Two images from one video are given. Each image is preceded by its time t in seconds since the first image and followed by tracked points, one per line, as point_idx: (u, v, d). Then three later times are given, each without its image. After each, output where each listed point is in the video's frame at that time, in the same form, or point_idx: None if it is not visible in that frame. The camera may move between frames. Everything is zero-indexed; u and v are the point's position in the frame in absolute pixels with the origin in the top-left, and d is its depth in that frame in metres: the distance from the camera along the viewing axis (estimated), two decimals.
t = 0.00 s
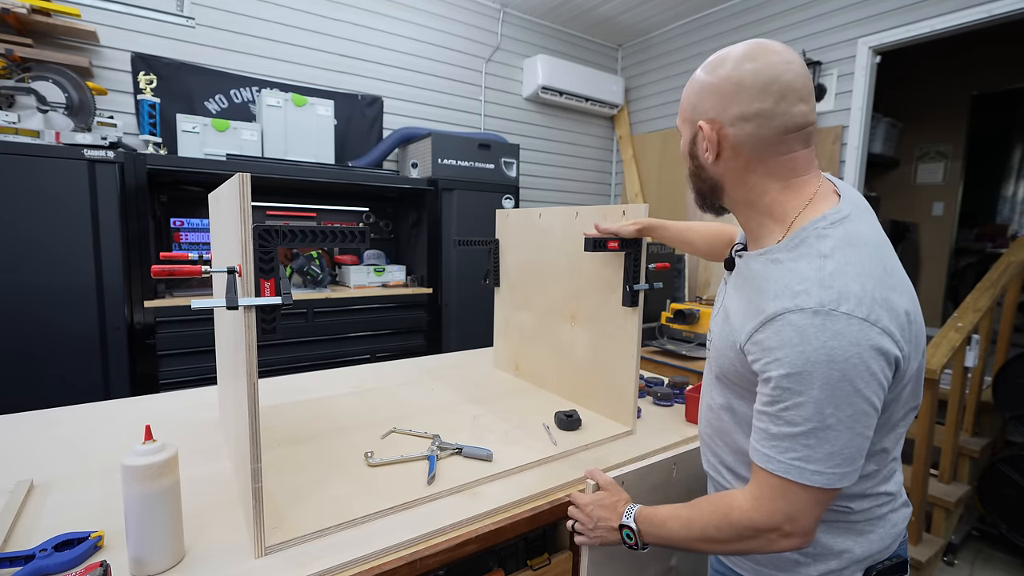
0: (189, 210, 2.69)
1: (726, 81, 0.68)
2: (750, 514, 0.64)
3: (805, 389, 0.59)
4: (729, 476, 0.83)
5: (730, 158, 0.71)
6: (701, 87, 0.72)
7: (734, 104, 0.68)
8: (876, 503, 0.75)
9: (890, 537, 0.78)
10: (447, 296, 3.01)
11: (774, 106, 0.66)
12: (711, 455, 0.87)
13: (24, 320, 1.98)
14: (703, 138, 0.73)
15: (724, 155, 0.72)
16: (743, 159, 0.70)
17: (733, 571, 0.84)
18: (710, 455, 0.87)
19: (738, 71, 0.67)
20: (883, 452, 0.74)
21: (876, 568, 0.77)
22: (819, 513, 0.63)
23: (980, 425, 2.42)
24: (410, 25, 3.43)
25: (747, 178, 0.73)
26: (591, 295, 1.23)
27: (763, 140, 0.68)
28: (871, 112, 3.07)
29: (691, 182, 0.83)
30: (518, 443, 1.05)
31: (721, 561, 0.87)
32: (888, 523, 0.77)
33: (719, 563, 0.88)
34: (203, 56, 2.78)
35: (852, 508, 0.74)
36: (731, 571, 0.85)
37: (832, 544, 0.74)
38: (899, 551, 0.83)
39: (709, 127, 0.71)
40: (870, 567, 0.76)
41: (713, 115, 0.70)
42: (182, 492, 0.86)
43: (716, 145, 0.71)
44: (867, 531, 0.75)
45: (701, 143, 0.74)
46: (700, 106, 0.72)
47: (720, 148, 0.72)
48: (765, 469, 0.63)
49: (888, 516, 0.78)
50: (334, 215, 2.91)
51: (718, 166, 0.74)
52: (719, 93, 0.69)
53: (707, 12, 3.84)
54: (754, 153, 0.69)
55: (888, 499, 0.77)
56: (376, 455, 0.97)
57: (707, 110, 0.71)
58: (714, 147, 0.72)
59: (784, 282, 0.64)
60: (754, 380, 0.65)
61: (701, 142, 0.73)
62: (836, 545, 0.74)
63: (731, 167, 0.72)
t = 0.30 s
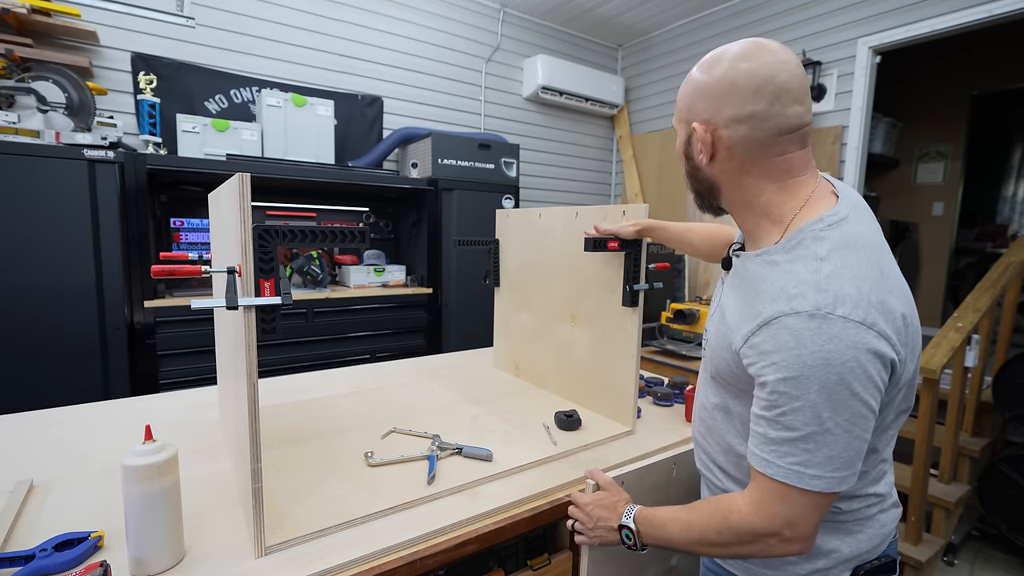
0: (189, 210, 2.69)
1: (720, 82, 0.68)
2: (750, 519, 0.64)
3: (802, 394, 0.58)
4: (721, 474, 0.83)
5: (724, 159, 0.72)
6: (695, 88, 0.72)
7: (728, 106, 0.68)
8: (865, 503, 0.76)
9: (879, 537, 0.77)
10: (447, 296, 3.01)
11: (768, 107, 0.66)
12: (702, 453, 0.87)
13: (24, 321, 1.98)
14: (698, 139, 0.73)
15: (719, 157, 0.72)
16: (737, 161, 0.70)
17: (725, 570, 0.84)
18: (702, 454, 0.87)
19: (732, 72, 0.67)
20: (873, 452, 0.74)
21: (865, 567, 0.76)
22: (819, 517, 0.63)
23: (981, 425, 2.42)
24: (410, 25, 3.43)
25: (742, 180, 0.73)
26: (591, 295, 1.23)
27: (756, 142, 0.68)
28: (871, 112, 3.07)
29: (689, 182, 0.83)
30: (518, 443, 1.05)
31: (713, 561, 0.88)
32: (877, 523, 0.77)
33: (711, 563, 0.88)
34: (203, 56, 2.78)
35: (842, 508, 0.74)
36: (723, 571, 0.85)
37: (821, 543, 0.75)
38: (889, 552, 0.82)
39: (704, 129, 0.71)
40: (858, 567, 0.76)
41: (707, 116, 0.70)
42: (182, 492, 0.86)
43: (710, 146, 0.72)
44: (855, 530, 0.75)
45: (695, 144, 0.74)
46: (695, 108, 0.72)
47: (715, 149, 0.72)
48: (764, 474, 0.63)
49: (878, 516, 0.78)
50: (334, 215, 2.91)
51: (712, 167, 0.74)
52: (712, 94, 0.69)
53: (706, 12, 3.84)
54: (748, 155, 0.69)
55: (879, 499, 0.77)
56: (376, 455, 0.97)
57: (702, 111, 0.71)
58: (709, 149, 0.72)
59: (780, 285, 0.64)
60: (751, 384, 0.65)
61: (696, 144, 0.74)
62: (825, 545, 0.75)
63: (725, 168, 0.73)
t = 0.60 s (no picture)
0: (189, 210, 2.68)
1: (702, 92, 0.68)
2: (749, 525, 0.63)
3: (793, 399, 0.59)
4: (718, 474, 0.83)
5: (712, 169, 0.72)
6: (679, 99, 0.72)
7: (713, 117, 0.68)
8: (861, 503, 0.75)
9: (876, 536, 0.77)
10: (447, 296, 3.01)
11: (752, 117, 0.66)
12: (701, 452, 0.87)
13: (24, 321, 1.98)
14: (683, 150, 0.73)
15: (706, 166, 0.72)
16: (725, 170, 0.71)
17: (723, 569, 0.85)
18: (700, 452, 0.87)
19: (714, 82, 0.67)
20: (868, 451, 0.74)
21: (861, 566, 0.77)
22: (819, 523, 0.63)
23: (980, 425, 2.42)
24: (410, 25, 3.43)
25: (730, 188, 0.73)
26: (591, 295, 1.23)
27: (743, 151, 0.68)
28: (871, 112, 3.07)
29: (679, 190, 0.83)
30: (518, 444, 1.05)
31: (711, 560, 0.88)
32: (873, 523, 0.77)
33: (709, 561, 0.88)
34: (203, 56, 2.78)
35: (837, 507, 0.74)
36: (721, 569, 0.86)
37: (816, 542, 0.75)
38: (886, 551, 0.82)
39: (690, 139, 0.71)
40: (853, 566, 0.76)
41: (692, 126, 0.70)
42: (182, 492, 0.86)
43: (697, 157, 0.72)
44: (850, 530, 0.76)
45: (682, 154, 0.74)
46: (680, 119, 0.72)
47: (702, 159, 0.72)
48: (761, 480, 0.63)
49: (874, 516, 0.78)
50: (334, 215, 2.91)
51: (700, 176, 0.74)
52: (696, 105, 0.69)
53: (707, 12, 3.84)
54: (736, 164, 0.69)
55: (876, 498, 0.77)
56: (376, 455, 0.97)
57: (687, 121, 0.70)
58: (696, 159, 0.72)
59: (770, 290, 0.64)
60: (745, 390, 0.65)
61: (682, 155, 0.74)
62: (820, 543, 0.75)
63: (714, 177, 0.73)
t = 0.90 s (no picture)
0: (189, 210, 2.68)
1: (673, 110, 0.68)
2: (750, 534, 0.63)
3: (781, 409, 0.59)
4: (718, 473, 0.84)
5: (694, 181, 0.72)
6: (653, 115, 0.71)
7: (687, 133, 0.67)
8: (858, 504, 0.75)
9: (873, 538, 0.77)
10: (447, 296, 3.01)
11: (727, 131, 0.65)
12: (702, 452, 0.88)
13: (24, 321, 1.98)
14: (664, 165, 0.74)
15: (688, 179, 0.72)
16: (706, 182, 0.71)
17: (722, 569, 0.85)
18: (701, 453, 0.87)
19: (685, 99, 0.66)
20: (865, 452, 0.74)
21: (858, 567, 0.77)
22: (818, 531, 0.63)
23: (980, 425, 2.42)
24: (410, 25, 3.43)
25: (714, 198, 0.73)
26: (591, 295, 1.23)
27: (720, 164, 0.68)
28: (871, 112, 3.07)
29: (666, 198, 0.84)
30: (518, 444, 1.05)
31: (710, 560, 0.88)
32: (870, 524, 0.77)
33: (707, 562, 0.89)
34: (203, 56, 2.78)
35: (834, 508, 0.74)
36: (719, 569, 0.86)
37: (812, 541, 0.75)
38: (885, 552, 0.82)
39: (669, 155, 0.71)
40: (850, 567, 0.76)
41: (670, 142, 0.70)
42: (182, 492, 0.86)
43: (678, 170, 0.72)
44: (847, 530, 0.76)
45: (663, 168, 0.75)
46: (657, 135, 0.72)
47: (683, 173, 0.72)
48: (756, 489, 0.63)
49: (872, 517, 0.77)
50: (334, 215, 2.91)
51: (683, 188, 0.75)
52: (669, 122, 0.69)
53: (707, 12, 3.84)
54: (716, 177, 0.69)
55: (874, 499, 0.77)
56: (376, 455, 0.97)
57: (663, 137, 0.71)
58: (677, 172, 0.72)
59: (753, 300, 0.64)
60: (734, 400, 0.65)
61: (663, 168, 0.74)
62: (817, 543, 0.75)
63: (697, 189, 0.73)
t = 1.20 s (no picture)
0: (189, 210, 2.68)
1: (685, 100, 0.67)
2: (750, 534, 0.63)
3: (781, 408, 0.59)
4: (717, 472, 0.84)
5: (702, 174, 0.72)
6: (663, 106, 0.71)
7: (698, 123, 0.67)
8: (856, 505, 0.75)
9: (872, 538, 0.77)
10: (447, 296, 3.01)
11: (739, 123, 0.65)
12: (701, 452, 0.88)
13: (24, 321, 1.98)
14: (672, 156, 0.73)
15: (696, 172, 0.72)
16: (714, 175, 0.70)
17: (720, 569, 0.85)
18: (700, 453, 0.87)
19: (698, 89, 0.66)
20: (865, 453, 0.74)
21: (857, 567, 0.77)
22: (819, 532, 0.63)
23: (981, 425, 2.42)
24: (410, 25, 3.43)
25: (721, 192, 0.73)
26: (591, 294, 1.23)
27: (730, 157, 0.67)
28: (871, 112, 3.07)
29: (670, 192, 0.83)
30: (518, 444, 1.05)
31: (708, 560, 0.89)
32: (870, 525, 0.77)
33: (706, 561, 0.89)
34: (203, 56, 2.78)
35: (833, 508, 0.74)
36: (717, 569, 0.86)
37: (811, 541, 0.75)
38: (883, 553, 0.82)
39: (678, 146, 0.71)
40: (849, 567, 0.76)
41: (679, 133, 0.70)
42: (182, 493, 0.86)
43: (686, 163, 0.72)
44: (846, 531, 0.76)
45: (670, 159, 0.74)
46: (666, 126, 0.71)
47: (691, 165, 0.72)
48: (757, 490, 0.63)
49: (871, 518, 0.77)
50: (334, 215, 2.91)
51: (689, 181, 0.74)
52: (680, 112, 0.68)
53: (707, 12, 3.84)
54: (724, 170, 0.69)
55: (873, 500, 0.77)
56: (376, 455, 0.97)
57: (672, 128, 0.70)
58: (685, 164, 0.72)
59: (753, 299, 0.64)
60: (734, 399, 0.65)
61: (671, 160, 0.74)
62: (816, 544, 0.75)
63: (704, 182, 0.73)
